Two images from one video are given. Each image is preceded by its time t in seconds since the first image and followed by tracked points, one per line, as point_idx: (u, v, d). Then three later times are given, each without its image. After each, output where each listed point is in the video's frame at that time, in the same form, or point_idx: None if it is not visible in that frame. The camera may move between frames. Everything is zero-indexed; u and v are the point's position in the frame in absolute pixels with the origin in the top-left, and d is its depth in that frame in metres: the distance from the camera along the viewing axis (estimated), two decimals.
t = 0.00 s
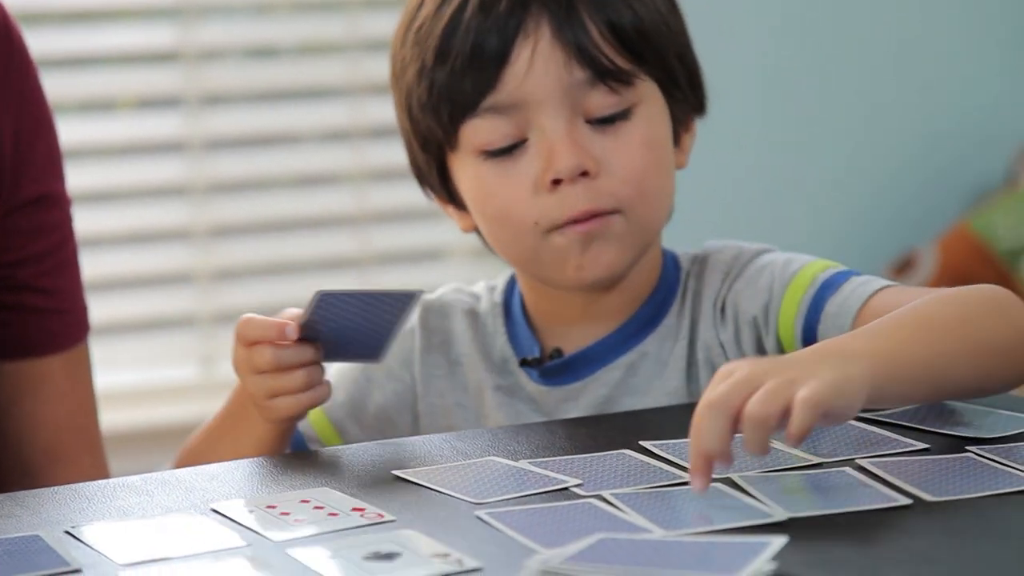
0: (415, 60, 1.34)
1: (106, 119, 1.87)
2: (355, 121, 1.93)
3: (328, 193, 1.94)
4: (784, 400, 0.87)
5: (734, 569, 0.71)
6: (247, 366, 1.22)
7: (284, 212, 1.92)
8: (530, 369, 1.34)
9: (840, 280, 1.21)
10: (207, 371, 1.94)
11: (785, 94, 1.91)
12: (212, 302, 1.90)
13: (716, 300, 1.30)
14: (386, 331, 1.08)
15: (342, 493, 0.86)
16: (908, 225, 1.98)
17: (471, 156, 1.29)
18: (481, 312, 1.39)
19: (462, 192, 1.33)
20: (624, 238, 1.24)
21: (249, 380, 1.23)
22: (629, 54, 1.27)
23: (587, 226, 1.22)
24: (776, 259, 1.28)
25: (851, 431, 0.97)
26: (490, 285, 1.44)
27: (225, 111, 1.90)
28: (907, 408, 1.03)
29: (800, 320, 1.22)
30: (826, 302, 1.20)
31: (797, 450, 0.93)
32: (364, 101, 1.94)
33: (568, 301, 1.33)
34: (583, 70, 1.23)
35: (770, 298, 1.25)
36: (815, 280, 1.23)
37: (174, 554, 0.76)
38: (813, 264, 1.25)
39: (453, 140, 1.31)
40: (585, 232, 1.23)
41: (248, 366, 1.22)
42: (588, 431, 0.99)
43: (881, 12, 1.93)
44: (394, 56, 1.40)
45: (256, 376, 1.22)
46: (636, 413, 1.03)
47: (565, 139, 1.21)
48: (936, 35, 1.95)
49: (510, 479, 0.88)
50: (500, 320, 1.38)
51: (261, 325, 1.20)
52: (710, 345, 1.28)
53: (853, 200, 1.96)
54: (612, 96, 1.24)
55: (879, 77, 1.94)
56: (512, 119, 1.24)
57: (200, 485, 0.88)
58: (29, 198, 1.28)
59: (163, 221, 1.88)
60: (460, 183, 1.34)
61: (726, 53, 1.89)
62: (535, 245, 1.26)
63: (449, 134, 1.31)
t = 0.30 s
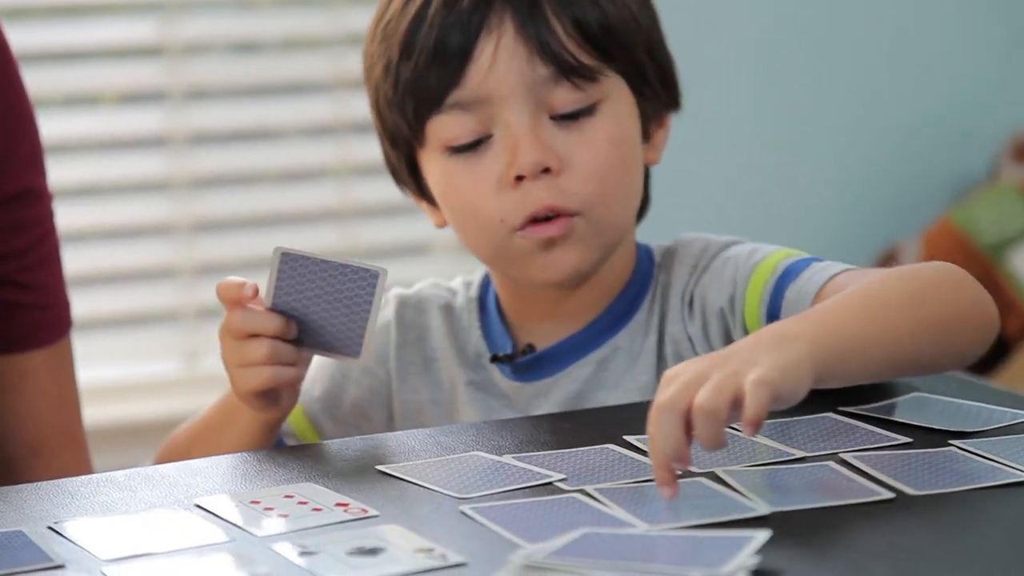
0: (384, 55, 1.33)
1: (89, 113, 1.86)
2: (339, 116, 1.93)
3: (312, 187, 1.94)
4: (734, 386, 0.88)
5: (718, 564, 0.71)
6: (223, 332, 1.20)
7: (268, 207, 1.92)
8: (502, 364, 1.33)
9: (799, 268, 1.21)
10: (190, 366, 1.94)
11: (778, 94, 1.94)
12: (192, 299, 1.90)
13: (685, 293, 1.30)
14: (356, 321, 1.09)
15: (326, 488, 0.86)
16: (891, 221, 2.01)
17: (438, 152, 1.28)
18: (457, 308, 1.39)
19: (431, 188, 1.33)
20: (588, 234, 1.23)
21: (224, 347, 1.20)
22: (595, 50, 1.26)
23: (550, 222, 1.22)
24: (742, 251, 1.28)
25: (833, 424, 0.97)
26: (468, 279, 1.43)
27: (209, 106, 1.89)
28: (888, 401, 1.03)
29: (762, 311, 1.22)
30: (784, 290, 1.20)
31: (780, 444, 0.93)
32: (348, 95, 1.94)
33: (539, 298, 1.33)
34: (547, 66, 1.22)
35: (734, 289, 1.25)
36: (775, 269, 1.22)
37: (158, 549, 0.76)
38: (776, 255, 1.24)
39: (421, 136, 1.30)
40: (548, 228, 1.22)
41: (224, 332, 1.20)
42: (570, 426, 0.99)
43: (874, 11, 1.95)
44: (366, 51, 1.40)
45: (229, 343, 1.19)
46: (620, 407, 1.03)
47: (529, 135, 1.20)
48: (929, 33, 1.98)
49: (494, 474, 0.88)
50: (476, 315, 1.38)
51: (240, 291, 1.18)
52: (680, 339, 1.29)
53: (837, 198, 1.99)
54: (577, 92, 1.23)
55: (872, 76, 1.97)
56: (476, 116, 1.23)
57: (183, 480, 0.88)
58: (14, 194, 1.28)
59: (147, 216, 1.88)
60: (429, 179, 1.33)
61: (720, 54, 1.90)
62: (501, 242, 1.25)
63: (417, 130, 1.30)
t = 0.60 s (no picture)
0: (361, 53, 1.33)
1: (74, 110, 1.85)
2: (324, 112, 1.93)
3: (296, 184, 1.94)
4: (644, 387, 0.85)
5: (704, 561, 0.71)
6: (195, 347, 1.18)
7: (252, 204, 1.91)
8: (480, 363, 1.32)
9: (750, 260, 1.18)
10: (175, 363, 1.94)
11: (774, 94, 1.97)
12: (181, 292, 1.89)
13: (648, 287, 1.28)
14: (327, 335, 1.08)
15: (311, 484, 0.86)
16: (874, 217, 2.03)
17: (415, 149, 1.28)
18: (438, 305, 1.38)
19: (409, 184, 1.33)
20: (564, 228, 1.23)
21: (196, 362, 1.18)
22: (572, 47, 1.26)
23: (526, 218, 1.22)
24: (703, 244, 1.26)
25: (818, 420, 0.98)
26: (450, 277, 1.43)
27: (194, 102, 1.89)
28: (871, 398, 1.03)
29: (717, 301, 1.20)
30: (732, 282, 1.18)
31: (764, 440, 0.93)
32: (332, 92, 1.94)
33: (518, 293, 1.32)
34: (522, 63, 1.22)
35: (691, 280, 1.23)
36: (729, 261, 1.20)
37: (143, 546, 0.76)
38: (733, 247, 1.23)
39: (399, 132, 1.30)
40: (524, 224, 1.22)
41: (196, 348, 1.18)
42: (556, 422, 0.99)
43: (869, 12, 1.98)
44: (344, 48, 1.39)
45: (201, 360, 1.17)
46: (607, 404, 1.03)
47: (505, 131, 1.20)
48: (924, 35, 2.01)
49: (479, 471, 0.88)
50: (455, 312, 1.36)
51: (210, 308, 1.16)
52: (642, 334, 1.27)
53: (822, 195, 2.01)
54: (552, 89, 1.22)
55: (868, 77, 2.00)
56: (453, 112, 1.23)
57: (167, 477, 0.88)
58: None
59: (132, 212, 1.87)
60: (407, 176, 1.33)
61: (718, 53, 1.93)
62: (478, 236, 1.25)
63: (394, 127, 1.30)
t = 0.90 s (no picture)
0: (411, 37, 1.26)
1: (61, 107, 1.85)
2: (312, 110, 1.93)
3: (284, 181, 1.94)
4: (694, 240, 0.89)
5: (693, 558, 0.71)
6: (164, 368, 1.18)
7: (239, 201, 1.92)
8: (463, 355, 1.30)
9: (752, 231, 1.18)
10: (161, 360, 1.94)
11: (774, 93, 1.97)
12: (169, 289, 1.90)
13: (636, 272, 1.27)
14: (297, 337, 1.07)
15: (300, 482, 0.86)
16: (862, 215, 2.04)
17: (456, 141, 1.23)
18: (411, 307, 1.36)
19: (431, 177, 1.28)
20: (591, 249, 1.21)
21: (166, 382, 1.18)
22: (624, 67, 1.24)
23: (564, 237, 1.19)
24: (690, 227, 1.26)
25: (806, 417, 0.98)
26: (425, 279, 1.40)
27: (180, 99, 1.89)
28: (860, 395, 1.03)
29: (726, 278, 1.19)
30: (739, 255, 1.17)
31: (753, 437, 0.93)
32: (321, 89, 1.94)
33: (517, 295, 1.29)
34: (591, 81, 1.19)
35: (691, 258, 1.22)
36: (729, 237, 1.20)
37: (131, 543, 0.76)
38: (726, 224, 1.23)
39: (437, 118, 1.24)
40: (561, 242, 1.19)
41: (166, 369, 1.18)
42: (545, 419, 0.99)
43: (869, 12, 1.99)
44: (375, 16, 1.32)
45: (172, 380, 1.17)
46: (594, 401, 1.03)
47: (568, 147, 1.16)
48: (924, 35, 2.01)
49: (468, 467, 0.88)
50: (431, 313, 1.34)
51: (175, 326, 1.16)
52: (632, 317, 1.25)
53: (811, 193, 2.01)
54: (612, 111, 1.20)
55: (862, 78, 2.00)
56: (514, 115, 1.18)
57: (155, 474, 0.88)
58: None
59: (119, 211, 1.87)
60: (430, 169, 1.28)
61: (717, 53, 1.94)
62: (507, 242, 1.22)
63: (431, 113, 1.24)
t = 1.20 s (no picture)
0: (444, 35, 1.21)
1: (52, 105, 1.85)
2: (303, 107, 1.93)
3: (277, 178, 1.95)
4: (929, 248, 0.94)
5: (685, 555, 0.71)
6: (148, 391, 1.17)
7: (231, 199, 1.92)
8: (456, 352, 1.27)
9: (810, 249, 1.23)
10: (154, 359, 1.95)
11: (775, 93, 1.97)
12: (161, 288, 1.90)
13: (666, 274, 1.26)
14: (285, 346, 1.09)
15: (292, 479, 0.86)
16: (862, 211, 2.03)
17: (476, 140, 1.20)
18: (396, 311, 1.32)
19: (441, 176, 1.24)
20: (602, 252, 1.20)
21: (150, 405, 1.17)
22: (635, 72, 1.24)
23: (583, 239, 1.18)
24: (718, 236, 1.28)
25: (799, 415, 0.98)
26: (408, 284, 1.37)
27: (173, 96, 1.89)
28: (853, 393, 1.03)
29: (783, 295, 1.22)
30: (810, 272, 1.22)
31: (745, 435, 0.93)
32: (313, 86, 1.94)
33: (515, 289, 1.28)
34: (615, 86, 1.18)
35: (739, 270, 1.24)
36: (782, 251, 1.24)
37: (122, 541, 0.76)
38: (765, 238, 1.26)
39: (461, 117, 1.20)
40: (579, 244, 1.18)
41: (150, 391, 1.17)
42: (537, 417, 0.98)
43: (869, 12, 1.98)
44: (389, 10, 1.27)
45: (155, 404, 1.16)
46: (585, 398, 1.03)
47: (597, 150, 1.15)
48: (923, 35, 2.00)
49: (460, 466, 0.88)
50: (418, 315, 1.32)
51: (162, 349, 1.16)
52: (658, 319, 1.25)
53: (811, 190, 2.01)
54: (628, 116, 1.20)
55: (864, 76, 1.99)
56: (543, 116, 1.16)
57: (147, 472, 0.88)
58: None
59: (113, 208, 1.88)
60: (439, 169, 1.24)
61: (717, 53, 1.95)
62: (521, 242, 1.19)
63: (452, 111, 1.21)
